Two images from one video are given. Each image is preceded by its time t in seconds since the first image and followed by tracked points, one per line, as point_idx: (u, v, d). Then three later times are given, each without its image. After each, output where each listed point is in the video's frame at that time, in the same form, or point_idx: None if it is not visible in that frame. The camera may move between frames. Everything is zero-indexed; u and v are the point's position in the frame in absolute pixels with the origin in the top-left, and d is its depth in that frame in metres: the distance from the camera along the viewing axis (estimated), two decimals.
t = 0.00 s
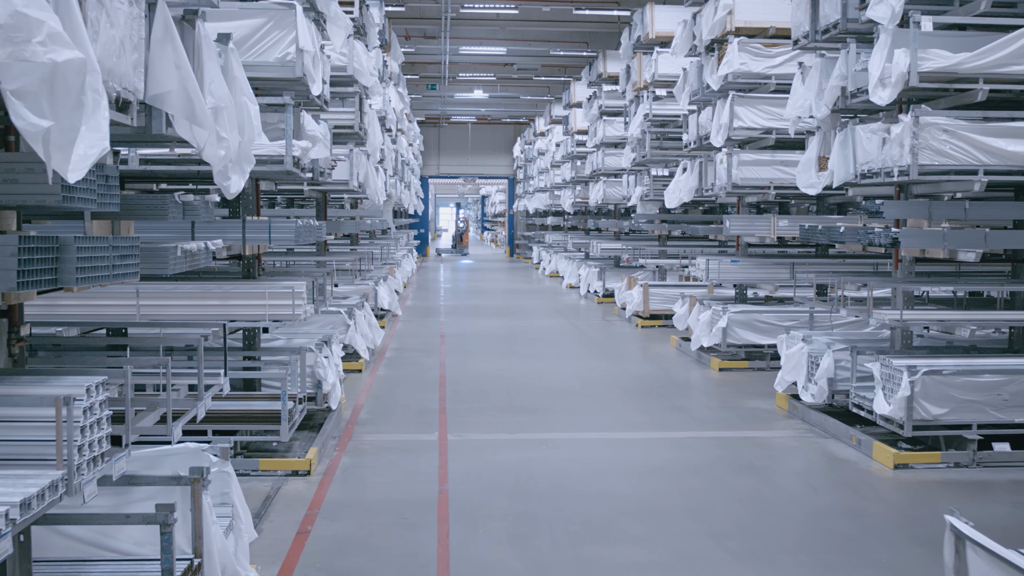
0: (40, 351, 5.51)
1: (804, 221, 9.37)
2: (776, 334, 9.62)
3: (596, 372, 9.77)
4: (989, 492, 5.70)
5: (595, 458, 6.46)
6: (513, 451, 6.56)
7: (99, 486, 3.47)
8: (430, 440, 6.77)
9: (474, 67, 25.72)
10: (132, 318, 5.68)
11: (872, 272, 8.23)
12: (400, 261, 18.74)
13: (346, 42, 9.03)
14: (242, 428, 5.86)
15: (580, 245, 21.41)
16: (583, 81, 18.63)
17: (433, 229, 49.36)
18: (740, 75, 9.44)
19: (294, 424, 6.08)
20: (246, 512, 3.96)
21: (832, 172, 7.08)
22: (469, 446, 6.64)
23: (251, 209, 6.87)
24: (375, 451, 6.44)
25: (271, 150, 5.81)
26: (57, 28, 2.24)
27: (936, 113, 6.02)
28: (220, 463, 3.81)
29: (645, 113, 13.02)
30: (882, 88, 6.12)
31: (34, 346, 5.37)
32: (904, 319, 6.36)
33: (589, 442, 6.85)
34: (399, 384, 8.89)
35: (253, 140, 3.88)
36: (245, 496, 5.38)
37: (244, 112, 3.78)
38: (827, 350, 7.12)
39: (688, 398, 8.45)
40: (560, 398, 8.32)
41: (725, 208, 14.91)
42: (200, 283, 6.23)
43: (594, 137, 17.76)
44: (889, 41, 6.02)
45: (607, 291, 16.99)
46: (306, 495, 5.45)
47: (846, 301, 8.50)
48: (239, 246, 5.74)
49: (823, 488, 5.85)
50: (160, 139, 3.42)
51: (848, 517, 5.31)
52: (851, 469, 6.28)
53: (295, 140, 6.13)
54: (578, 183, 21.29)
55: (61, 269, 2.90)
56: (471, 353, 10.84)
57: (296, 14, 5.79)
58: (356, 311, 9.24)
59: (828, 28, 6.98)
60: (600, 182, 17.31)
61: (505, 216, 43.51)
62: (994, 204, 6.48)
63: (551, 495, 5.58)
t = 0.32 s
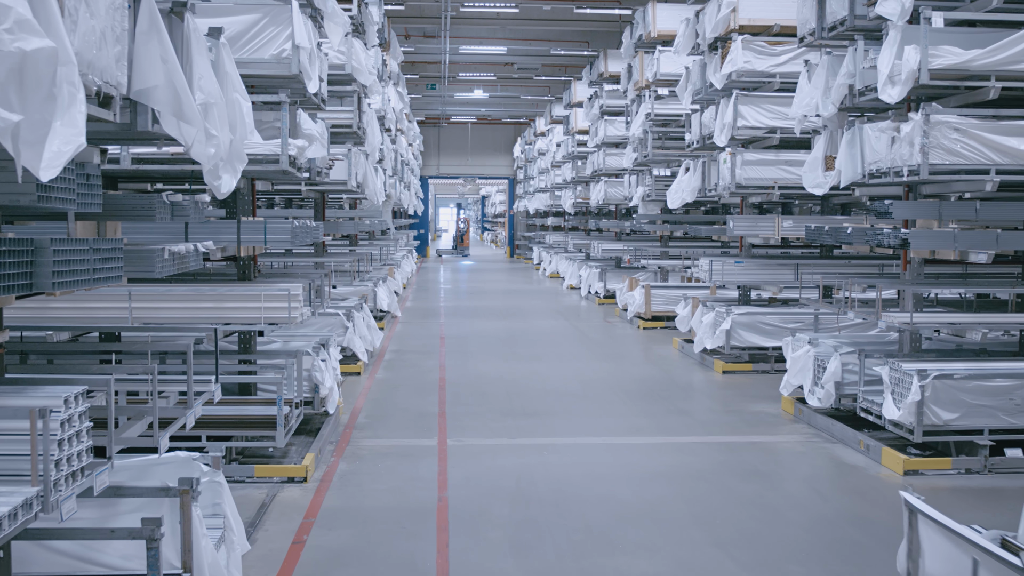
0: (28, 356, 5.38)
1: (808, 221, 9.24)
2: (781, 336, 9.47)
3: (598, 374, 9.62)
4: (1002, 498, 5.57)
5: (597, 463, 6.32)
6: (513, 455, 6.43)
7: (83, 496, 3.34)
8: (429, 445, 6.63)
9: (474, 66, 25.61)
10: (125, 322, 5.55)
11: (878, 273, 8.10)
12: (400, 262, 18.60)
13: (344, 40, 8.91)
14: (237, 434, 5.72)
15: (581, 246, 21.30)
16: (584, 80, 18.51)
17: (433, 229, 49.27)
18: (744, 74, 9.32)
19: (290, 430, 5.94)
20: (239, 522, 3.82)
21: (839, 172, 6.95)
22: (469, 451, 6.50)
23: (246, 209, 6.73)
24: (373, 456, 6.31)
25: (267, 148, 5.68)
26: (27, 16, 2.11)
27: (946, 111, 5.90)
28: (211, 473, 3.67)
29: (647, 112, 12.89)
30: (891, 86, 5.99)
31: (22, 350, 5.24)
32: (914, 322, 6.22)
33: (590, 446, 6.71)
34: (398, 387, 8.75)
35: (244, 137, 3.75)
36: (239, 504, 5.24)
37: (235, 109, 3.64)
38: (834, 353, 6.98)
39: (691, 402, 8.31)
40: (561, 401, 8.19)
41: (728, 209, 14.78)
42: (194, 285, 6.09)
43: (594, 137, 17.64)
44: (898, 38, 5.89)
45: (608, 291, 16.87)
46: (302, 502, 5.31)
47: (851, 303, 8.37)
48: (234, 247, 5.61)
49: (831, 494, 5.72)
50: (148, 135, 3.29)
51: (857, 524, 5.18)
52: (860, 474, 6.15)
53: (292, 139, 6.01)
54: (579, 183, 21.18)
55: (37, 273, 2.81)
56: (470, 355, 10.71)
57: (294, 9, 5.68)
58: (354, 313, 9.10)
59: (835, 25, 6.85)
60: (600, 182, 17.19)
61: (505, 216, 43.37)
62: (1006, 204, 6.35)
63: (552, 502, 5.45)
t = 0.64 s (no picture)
0: (18, 361, 5.26)
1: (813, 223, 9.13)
2: (785, 338, 9.32)
3: (599, 377, 9.49)
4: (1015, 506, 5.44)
5: (600, 468, 6.20)
6: (515, 461, 6.31)
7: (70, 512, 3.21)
8: (429, 450, 6.50)
9: (474, 66, 25.49)
10: (117, 325, 5.42)
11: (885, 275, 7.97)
12: (399, 263, 18.48)
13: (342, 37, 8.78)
14: (231, 440, 5.59)
15: (582, 246, 21.17)
16: (585, 80, 18.38)
17: (434, 229, 49.17)
18: (748, 72, 9.19)
19: (286, 435, 5.81)
20: (231, 532, 3.68)
21: (846, 171, 6.82)
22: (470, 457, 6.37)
23: (241, 209, 6.60)
24: (371, 462, 6.18)
25: (262, 148, 5.55)
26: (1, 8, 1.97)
27: (956, 109, 5.77)
28: (202, 483, 3.54)
29: (649, 112, 12.76)
30: (901, 83, 5.85)
31: (11, 356, 5.13)
32: (923, 324, 6.09)
33: (592, 451, 6.58)
34: (396, 391, 8.62)
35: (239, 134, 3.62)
36: (233, 512, 5.12)
37: (227, 106, 3.50)
38: (842, 357, 6.84)
39: (695, 405, 8.18)
40: (562, 405, 8.07)
41: (731, 209, 14.63)
42: (189, 288, 5.97)
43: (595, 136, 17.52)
44: (908, 34, 5.76)
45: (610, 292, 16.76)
46: (297, 510, 5.19)
47: (858, 304, 8.24)
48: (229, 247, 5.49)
49: (839, 500, 5.60)
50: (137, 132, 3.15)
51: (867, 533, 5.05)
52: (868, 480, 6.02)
53: (289, 138, 5.88)
54: (579, 183, 21.06)
55: (12, 277, 2.72)
56: (470, 358, 10.60)
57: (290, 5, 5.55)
58: (353, 314, 8.98)
59: (841, 22, 6.72)
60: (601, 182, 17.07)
61: (506, 217, 43.23)
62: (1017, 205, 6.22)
63: (556, 510, 5.33)
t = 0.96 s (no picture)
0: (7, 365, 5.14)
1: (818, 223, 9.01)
2: (790, 340, 9.18)
3: (601, 380, 9.37)
4: None
5: (602, 474, 6.08)
6: (516, 466, 6.18)
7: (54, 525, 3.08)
8: (429, 456, 6.37)
9: (474, 66, 25.39)
10: (109, 328, 5.30)
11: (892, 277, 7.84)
12: (399, 264, 18.35)
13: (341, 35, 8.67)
14: (226, 446, 5.45)
15: (583, 247, 21.05)
16: (586, 79, 18.25)
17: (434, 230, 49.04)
18: (752, 71, 9.08)
19: (283, 441, 5.68)
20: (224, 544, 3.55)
21: (853, 171, 6.69)
22: (470, 463, 6.24)
23: (238, 210, 6.47)
24: (370, 468, 6.05)
25: (258, 147, 5.43)
26: None
27: (968, 107, 5.65)
28: (193, 494, 3.41)
29: (651, 111, 12.63)
30: (911, 81, 5.73)
31: None
32: (934, 328, 5.96)
33: (594, 457, 6.46)
34: (395, 394, 8.49)
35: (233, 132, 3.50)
36: (228, 521, 4.99)
37: (219, 102, 3.38)
38: (849, 360, 6.71)
39: (699, 409, 8.05)
40: (563, 408, 7.95)
41: (733, 209, 14.50)
42: (183, 290, 5.84)
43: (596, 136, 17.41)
44: (919, 32, 5.63)
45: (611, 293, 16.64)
46: (294, 519, 5.06)
47: (864, 306, 8.11)
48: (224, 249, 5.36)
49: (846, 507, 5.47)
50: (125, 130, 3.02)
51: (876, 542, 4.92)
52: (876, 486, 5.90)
53: (285, 137, 5.75)
54: (580, 184, 20.94)
55: None
56: (470, 360, 10.48)
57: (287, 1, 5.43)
58: (351, 316, 8.85)
59: (849, 19, 6.59)
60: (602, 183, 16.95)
61: (506, 217, 43.10)
62: None
63: (558, 517, 5.22)
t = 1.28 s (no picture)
0: None
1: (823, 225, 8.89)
2: (794, 343, 9.05)
3: (604, 382, 9.23)
4: None
5: (606, 480, 5.95)
6: (517, 473, 6.05)
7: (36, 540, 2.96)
8: (429, 461, 6.25)
9: (474, 66, 25.29)
10: (101, 331, 5.18)
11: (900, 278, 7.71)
12: (398, 265, 18.22)
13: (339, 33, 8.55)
14: (220, 452, 5.32)
15: (584, 247, 20.93)
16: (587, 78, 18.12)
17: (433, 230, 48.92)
18: (756, 70, 8.95)
19: (279, 446, 5.55)
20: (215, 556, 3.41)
21: (861, 170, 6.57)
22: (470, 468, 6.11)
23: (233, 209, 6.34)
24: (369, 475, 5.92)
25: (253, 145, 5.31)
26: None
27: (980, 105, 5.53)
28: (183, 505, 3.28)
29: (652, 110, 12.50)
30: (921, 78, 5.62)
31: None
32: (945, 331, 5.83)
33: (598, 462, 6.33)
34: (394, 397, 8.36)
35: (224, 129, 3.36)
36: (221, 529, 4.86)
37: (210, 98, 3.24)
38: (857, 363, 6.58)
39: (703, 413, 7.91)
40: (564, 411, 7.83)
41: (736, 209, 14.38)
42: (176, 292, 5.72)
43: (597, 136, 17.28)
44: (929, 27, 5.51)
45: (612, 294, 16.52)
46: (290, 527, 4.93)
47: (871, 308, 7.98)
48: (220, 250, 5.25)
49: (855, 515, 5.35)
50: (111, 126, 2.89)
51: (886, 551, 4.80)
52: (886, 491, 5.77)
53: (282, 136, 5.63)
54: (580, 184, 20.82)
55: None
56: (471, 362, 10.36)
57: None
58: (349, 318, 8.72)
59: (856, 15, 6.47)
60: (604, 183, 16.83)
61: (506, 217, 42.97)
62: None
63: (561, 526, 5.08)
